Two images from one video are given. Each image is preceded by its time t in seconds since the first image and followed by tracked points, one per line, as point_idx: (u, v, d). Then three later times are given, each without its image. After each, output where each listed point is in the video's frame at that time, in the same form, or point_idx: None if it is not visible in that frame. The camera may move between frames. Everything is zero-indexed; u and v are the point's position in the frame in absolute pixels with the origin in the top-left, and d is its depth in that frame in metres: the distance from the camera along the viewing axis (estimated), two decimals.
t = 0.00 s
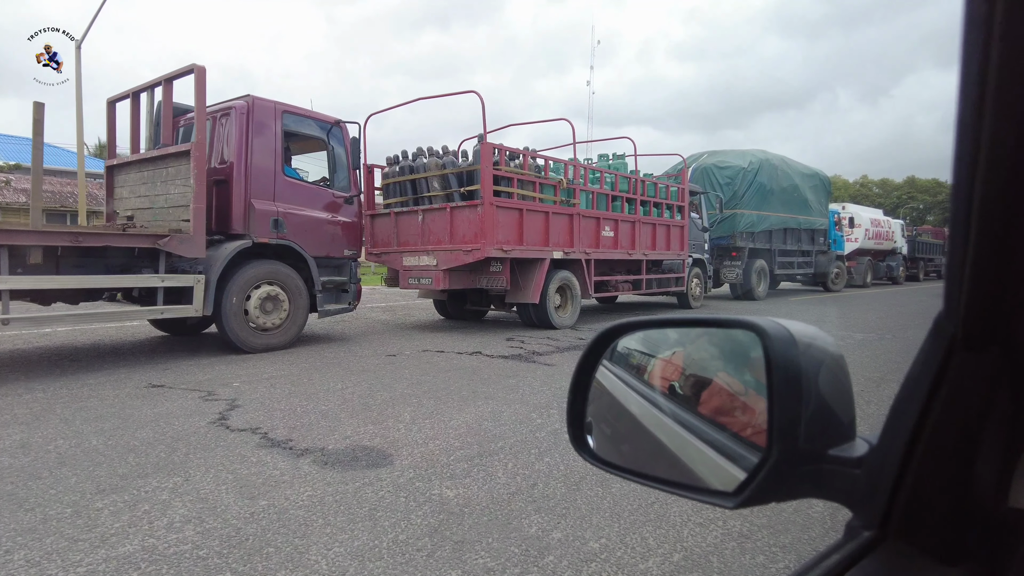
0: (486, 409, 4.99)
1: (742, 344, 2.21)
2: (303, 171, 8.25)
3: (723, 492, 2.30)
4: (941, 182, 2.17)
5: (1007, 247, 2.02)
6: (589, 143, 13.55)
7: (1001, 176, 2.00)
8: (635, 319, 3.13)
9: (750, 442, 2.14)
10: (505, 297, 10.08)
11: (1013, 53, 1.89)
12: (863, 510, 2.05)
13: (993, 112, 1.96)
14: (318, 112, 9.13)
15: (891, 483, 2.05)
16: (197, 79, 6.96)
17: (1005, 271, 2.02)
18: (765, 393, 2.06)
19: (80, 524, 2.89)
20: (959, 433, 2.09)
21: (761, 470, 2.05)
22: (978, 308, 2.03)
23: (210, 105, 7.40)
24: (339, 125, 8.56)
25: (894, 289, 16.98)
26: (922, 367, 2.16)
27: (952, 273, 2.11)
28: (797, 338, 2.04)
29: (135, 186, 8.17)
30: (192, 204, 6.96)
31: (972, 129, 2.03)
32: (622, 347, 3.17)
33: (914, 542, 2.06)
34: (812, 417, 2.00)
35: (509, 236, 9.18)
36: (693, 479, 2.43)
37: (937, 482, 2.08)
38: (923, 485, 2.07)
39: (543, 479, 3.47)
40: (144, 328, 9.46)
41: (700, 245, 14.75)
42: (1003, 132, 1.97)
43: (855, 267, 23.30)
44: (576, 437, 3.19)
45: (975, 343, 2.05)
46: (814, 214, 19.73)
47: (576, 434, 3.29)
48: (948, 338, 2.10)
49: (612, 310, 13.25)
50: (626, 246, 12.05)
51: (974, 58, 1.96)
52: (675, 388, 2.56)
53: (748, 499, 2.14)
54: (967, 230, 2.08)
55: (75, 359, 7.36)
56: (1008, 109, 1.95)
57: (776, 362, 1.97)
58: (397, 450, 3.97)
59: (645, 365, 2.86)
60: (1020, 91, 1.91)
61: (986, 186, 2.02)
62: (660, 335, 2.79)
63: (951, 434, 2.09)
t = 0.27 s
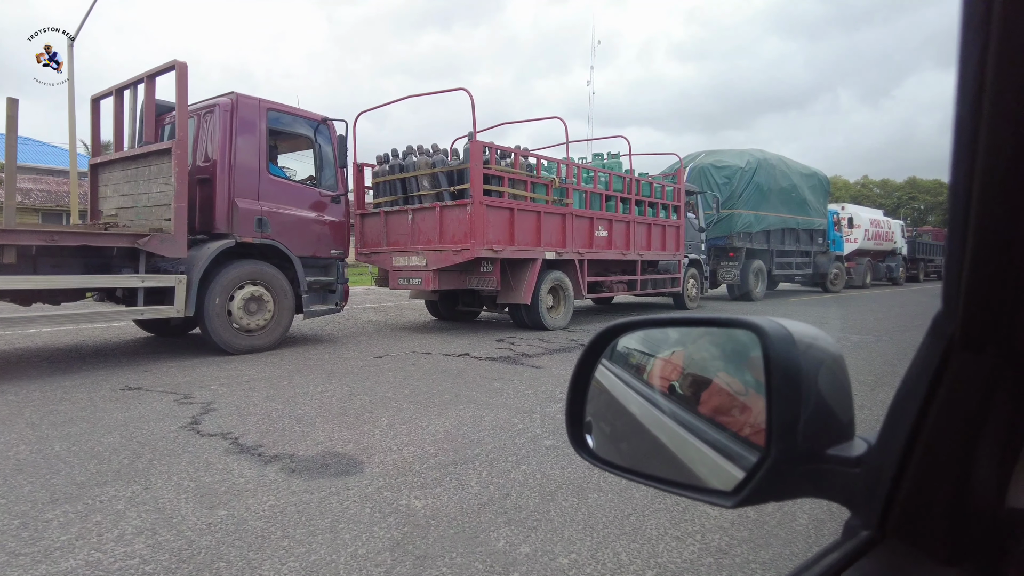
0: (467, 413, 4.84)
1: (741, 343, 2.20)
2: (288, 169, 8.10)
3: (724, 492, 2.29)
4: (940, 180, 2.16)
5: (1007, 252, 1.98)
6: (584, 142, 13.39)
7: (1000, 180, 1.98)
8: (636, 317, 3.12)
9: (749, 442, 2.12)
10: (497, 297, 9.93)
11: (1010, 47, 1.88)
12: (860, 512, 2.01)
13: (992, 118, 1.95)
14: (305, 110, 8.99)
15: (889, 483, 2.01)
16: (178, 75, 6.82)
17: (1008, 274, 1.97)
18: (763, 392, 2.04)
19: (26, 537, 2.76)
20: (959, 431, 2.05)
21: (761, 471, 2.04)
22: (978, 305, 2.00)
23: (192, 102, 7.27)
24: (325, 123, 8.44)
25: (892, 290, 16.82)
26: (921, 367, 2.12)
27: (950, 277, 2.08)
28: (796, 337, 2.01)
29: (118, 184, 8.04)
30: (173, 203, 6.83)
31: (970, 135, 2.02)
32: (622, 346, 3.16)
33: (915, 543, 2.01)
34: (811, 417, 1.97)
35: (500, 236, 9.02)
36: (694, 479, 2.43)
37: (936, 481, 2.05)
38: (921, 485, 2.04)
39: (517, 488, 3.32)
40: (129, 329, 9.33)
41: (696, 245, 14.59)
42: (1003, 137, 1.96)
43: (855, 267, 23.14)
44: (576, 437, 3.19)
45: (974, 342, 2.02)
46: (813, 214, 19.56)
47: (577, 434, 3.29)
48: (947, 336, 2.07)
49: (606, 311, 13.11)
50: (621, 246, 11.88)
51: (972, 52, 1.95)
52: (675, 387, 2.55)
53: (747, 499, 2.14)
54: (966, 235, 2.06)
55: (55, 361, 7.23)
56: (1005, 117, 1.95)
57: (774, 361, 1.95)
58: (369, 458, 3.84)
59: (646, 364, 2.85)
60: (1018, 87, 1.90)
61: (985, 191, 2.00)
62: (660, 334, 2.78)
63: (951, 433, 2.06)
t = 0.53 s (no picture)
0: (446, 418, 4.70)
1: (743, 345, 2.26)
2: (274, 168, 7.98)
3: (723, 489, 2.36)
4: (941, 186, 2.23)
5: (1005, 271, 2.06)
6: (579, 141, 13.24)
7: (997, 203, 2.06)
8: (636, 318, 3.17)
9: (750, 442, 2.18)
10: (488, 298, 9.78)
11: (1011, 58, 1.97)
12: (865, 509, 2.13)
13: (990, 142, 2.03)
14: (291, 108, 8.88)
15: (890, 481, 2.12)
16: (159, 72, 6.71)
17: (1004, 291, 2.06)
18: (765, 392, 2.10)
19: None
20: (956, 433, 2.16)
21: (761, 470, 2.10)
22: (978, 313, 2.09)
23: (175, 100, 7.15)
24: (312, 121, 8.34)
25: (891, 291, 16.66)
26: (923, 367, 2.23)
27: (950, 293, 2.16)
28: (798, 339, 2.08)
29: (100, 183, 7.89)
30: (154, 202, 6.69)
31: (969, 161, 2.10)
32: (623, 347, 3.20)
33: (913, 541, 2.14)
34: (813, 417, 2.04)
35: (490, 236, 8.88)
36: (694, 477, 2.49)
37: (936, 481, 2.16)
38: (921, 484, 2.16)
39: (489, 498, 3.18)
40: (114, 330, 9.19)
41: (693, 246, 14.44)
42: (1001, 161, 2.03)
43: (853, 267, 23.01)
44: (577, 437, 3.22)
45: (976, 345, 2.11)
46: (811, 214, 19.43)
47: (577, 434, 3.32)
48: (948, 340, 2.16)
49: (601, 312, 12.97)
50: (615, 246, 11.71)
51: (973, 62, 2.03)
52: (676, 387, 2.60)
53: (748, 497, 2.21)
54: (963, 254, 2.15)
55: (34, 362, 7.09)
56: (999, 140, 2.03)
57: (777, 362, 2.01)
58: (339, 465, 3.72)
59: (647, 365, 2.90)
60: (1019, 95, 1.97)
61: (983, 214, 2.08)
62: (661, 334, 2.84)
63: (949, 433, 2.17)
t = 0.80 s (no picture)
0: (423, 423, 4.55)
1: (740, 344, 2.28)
2: (258, 166, 7.83)
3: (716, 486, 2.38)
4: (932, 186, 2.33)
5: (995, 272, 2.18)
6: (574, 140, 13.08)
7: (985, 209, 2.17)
8: (635, 318, 3.19)
9: (745, 440, 2.20)
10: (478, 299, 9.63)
11: (994, 63, 2.06)
12: (859, 507, 2.17)
13: (977, 147, 2.14)
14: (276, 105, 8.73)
15: (885, 478, 2.17)
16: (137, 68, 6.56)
17: (996, 291, 2.18)
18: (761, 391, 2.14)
19: None
20: (950, 430, 2.23)
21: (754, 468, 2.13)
22: (970, 311, 2.20)
23: (155, 97, 7.01)
24: (297, 118, 8.21)
25: (889, 291, 16.49)
26: (917, 366, 2.31)
27: (942, 291, 2.27)
28: (794, 339, 2.10)
29: (82, 182, 7.76)
30: (132, 201, 6.57)
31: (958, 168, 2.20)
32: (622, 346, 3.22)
33: (910, 539, 2.18)
34: (808, 416, 2.07)
35: (479, 235, 8.70)
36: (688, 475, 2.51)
37: (930, 476, 2.23)
38: (914, 481, 2.21)
39: (456, 509, 3.05)
40: (98, 331, 9.05)
41: (688, 246, 14.29)
42: (988, 168, 2.14)
43: (852, 268, 22.81)
44: (573, 435, 3.23)
45: (967, 343, 2.22)
46: (809, 214, 19.25)
47: (573, 433, 3.33)
48: (942, 337, 2.26)
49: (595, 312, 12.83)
50: (608, 246, 11.53)
51: (959, 68, 2.12)
52: (673, 387, 2.62)
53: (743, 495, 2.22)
54: (954, 253, 2.25)
55: (11, 364, 6.96)
56: (986, 143, 2.13)
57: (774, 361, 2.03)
58: (306, 473, 3.59)
59: (644, 364, 2.92)
60: (1004, 99, 2.06)
61: (972, 221, 2.20)
62: (660, 334, 2.86)
63: (943, 433, 2.23)
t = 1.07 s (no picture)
0: (398, 428, 4.40)
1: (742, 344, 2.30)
2: (241, 164, 7.69)
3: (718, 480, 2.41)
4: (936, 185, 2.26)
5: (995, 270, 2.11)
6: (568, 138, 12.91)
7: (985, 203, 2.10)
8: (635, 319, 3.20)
9: (747, 439, 2.22)
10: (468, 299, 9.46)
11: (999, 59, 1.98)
12: (861, 507, 2.18)
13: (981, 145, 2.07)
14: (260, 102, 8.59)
15: (886, 481, 2.17)
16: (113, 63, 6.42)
17: (995, 289, 2.12)
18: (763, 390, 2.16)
19: None
20: (953, 432, 2.21)
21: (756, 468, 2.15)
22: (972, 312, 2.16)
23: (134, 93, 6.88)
24: (281, 116, 8.07)
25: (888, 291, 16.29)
26: (919, 367, 2.28)
27: (946, 290, 2.22)
28: (796, 338, 2.13)
29: (61, 180, 7.61)
30: (108, 199, 6.43)
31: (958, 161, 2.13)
32: (622, 346, 3.23)
33: (911, 535, 2.20)
34: (810, 415, 2.09)
35: (467, 234, 8.53)
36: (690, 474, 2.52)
37: (934, 478, 2.22)
38: (918, 482, 2.21)
39: (420, 523, 2.90)
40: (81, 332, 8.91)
41: (684, 245, 14.13)
42: (990, 162, 2.07)
43: (851, 267, 22.62)
44: (575, 436, 3.23)
45: (973, 343, 2.18)
46: (807, 213, 19.06)
47: (573, 433, 3.33)
48: (946, 337, 2.22)
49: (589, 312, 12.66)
50: (601, 246, 11.36)
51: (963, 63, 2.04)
52: (674, 386, 2.64)
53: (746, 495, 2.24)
54: (957, 253, 2.20)
55: None
56: (991, 140, 2.06)
57: (776, 360, 2.05)
58: (269, 482, 3.44)
59: (646, 364, 2.93)
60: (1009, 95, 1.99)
61: (976, 217, 2.12)
62: (660, 333, 2.87)
63: (945, 433, 2.22)
